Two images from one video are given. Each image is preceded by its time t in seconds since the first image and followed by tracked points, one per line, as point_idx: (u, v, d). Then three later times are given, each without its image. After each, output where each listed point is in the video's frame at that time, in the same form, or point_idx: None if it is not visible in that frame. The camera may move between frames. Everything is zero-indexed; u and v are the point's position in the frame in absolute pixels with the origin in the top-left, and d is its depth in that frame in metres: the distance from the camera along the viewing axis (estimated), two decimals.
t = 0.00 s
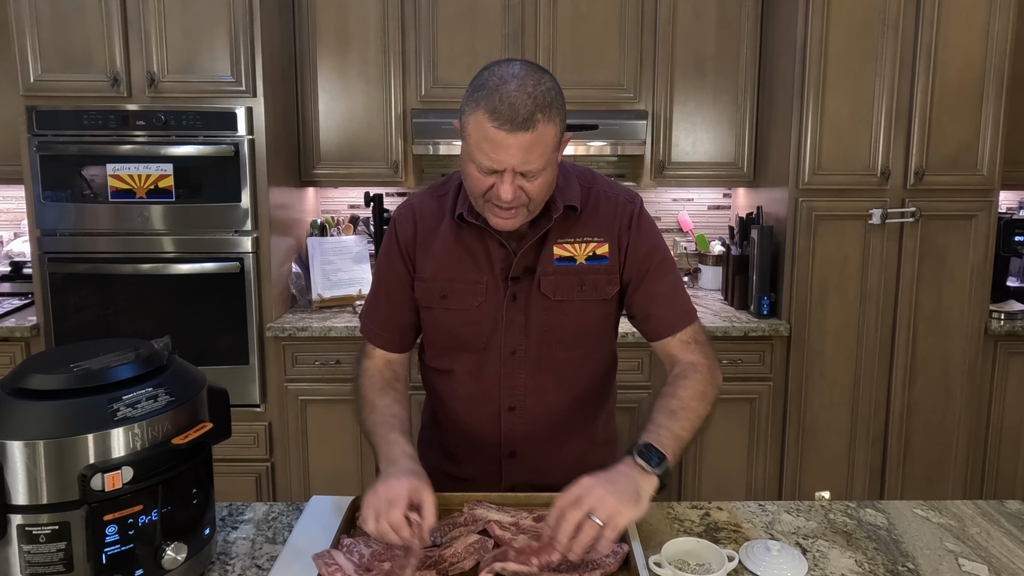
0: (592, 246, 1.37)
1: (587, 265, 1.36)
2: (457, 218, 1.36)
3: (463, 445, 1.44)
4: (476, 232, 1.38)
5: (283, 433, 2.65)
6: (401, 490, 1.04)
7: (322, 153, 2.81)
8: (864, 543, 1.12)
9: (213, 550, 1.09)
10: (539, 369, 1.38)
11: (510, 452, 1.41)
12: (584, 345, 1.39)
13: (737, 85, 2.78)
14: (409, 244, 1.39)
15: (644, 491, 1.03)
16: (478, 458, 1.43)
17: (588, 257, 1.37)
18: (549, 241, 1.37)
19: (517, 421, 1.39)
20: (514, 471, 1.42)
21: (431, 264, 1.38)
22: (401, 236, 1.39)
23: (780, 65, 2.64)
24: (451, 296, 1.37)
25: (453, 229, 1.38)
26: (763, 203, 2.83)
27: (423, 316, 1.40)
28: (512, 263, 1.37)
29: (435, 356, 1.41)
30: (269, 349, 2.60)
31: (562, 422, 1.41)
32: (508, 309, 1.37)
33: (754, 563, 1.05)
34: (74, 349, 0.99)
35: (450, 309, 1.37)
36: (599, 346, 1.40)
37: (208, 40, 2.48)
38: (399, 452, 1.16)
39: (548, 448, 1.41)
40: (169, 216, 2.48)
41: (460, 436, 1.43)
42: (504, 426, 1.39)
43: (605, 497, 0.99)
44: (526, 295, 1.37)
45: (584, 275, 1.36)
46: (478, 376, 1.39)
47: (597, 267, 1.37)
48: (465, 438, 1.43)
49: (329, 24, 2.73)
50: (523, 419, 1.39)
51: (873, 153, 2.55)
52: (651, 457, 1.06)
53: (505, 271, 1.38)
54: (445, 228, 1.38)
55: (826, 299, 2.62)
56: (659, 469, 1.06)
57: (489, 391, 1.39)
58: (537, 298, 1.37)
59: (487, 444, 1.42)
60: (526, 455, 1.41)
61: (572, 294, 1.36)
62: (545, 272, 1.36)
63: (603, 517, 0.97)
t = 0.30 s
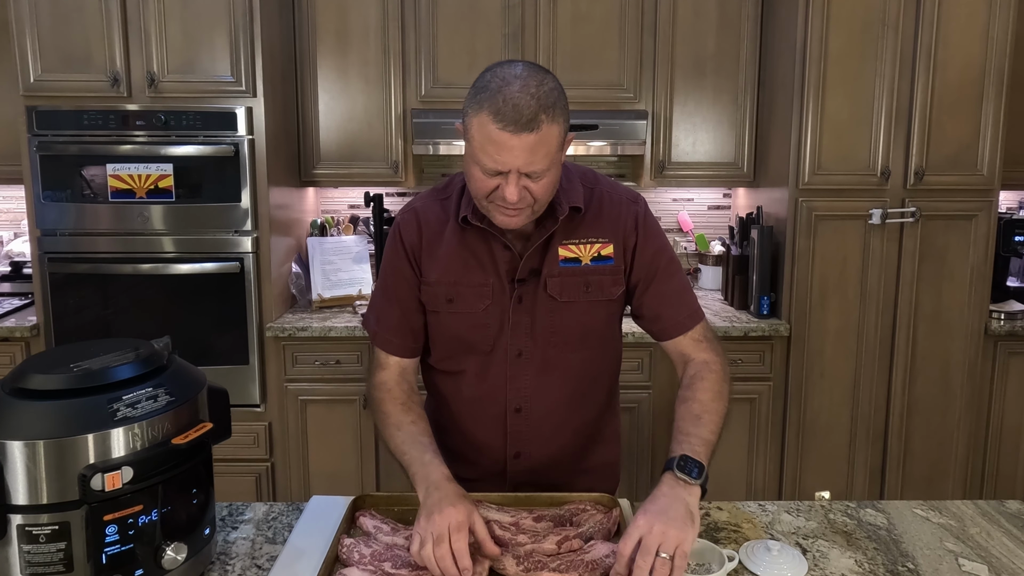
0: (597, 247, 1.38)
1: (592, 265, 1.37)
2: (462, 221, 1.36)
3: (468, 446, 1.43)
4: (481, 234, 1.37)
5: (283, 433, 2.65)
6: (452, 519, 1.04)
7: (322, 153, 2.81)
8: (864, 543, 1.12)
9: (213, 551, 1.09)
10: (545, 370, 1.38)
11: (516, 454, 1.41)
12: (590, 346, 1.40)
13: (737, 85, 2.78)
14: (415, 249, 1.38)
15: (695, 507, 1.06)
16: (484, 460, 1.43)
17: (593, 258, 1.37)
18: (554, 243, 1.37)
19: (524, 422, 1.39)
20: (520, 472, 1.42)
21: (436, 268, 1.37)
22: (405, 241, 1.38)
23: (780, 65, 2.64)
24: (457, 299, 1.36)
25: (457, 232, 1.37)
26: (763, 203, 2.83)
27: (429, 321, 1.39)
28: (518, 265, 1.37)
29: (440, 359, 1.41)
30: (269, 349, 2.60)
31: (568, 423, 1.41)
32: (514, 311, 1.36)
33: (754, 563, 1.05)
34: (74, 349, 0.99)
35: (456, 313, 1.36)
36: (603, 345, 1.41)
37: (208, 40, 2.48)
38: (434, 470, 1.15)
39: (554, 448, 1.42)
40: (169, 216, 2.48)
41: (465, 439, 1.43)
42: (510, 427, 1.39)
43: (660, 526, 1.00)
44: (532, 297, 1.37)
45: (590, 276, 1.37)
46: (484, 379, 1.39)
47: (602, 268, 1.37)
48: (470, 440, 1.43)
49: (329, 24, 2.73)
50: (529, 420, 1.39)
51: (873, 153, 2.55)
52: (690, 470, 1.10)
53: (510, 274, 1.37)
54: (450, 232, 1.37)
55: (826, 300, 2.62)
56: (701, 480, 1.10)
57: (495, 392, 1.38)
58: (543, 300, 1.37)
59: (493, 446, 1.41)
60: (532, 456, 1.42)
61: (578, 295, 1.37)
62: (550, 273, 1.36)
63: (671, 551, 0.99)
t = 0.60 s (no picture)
0: (599, 246, 1.37)
1: (594, 265, 1.36)
2: (465, 219, 1.36)
3: (469, 444, 1.43)
4: (484, 232, 1.38)
5: (283, 433, 2.65)
6: (389, 536, 1.03)
7: (322, 153, 2.81)
8: (864, 543, 1.12)
9: (213, 550, 1.09)
10: (547, 369, 1.38)
11: (516, 453, 1.41)
12: (592, 346, 1.40)
13: (737, 85, 2.78)
14: (417, 245, 1.39)
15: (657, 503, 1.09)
16: (484, 459, 1.43)
17: (595, 257, 1.37)
18: (556, 241, 1.37)
19: (524, 422, 1.39)
20: (519, 471, 1.42)
21: (438, 265, 1.38)
22: (408, 237, 1.39)
23: (780, 65, 2.64)
24: (458, 296, 1.37)
25: (460, 229, 1.38)
26: (763, 203, 2.83)
27: (430, 317, 1.40)
28: (519, 263, 1.37)
29: (442, 356, 1.41)
30: (269, 349, 2.60)
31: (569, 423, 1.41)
32: (515, 310, 1.36)
33: (754, 563, 1.05)
34: (74, 349, 0.99)
35: (457, 310, 1.37)
36: (603, 345, 1.41)
37: (208, 40, 2.48)
38: (386, 478, 1.15)
39: (554, 447, 1.42)
40: (169, 216, 2.48)
41: (465, 437, 1.43)
42: (511, 426, 1.39)
43: (626, 526, 1.02)
44: (533, 296, 1.37)
45: (592, 276, 1.36)
46: (485, 377, 1.39)
47: (604, 268, 1.37)
48: (471, 438, 1.42)
49: (329, 24, 2.73)
50: (530, 420, 1.39)
51: (873, 153, 2.55)
52: (652, 468, 1.12)
53: (512, 271, 1.38)
54: (452, 229, 1.38)
55: (826, 299, 2.62)
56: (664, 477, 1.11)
57: (496, 391, 1.38)
58: (545, 299, 1.37)
59: (493, 444, 1.41)
60: (532, 455, 1.41)
61: (580, 294, 1.36)
62: (552, 272, 1.36)
63: (642, 547, 1.00)
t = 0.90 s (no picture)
0: (597, 243, 1.37)
1: (591, 262, 1.36)
2: (462, 215, 1.37)
3: (466, 442, 1.43)
4: (481, 228, 1.38)
5: (283, 433, 2.65)
6: (378, 533, 1.03)
7: (322, 153, 2.81)
8: (864, 543, 1.12)
9: (213, 551, 1.09)
10: (544, 367, 1.38)
11: (514, 450, 1.41)
12: (589, 343, 1.39)
13: (737, 85, 2.78)
14: (415, 243, 1.39)
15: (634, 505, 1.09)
16: (481, 457, 1.43)
17: (593, 254, 1.37)
18: (553, 237, 1.38)
19: (521, 419, 1.39)
20: (517, 469, 1.42)
21: (435, 261, 1.38)
22: (406, 235, 1.39)
23: (780, 65, 2.64)
24: (455, 293, 1.37)
25: (458, 226, 1.38)
26: (763, 203, 2.83)
27: (428, 314, 1.40)
28: (516, 259, 1.37)
29: (439, 354, 1.41)
30: (268, 349, 2.60)
31: (566, 421, 1.40)
32: (512, 306, 1.37)
33: (754, 563, 1.05)
34: (74, 349, 0.99)
35: (454, 307, 1.37)
36: (601, 343, 1.40)
37: (208, 40, 2.48)
38: (382, 477, 1.15)
39: (551, 445, 1.42)
40: (169, 216, 2.48)
41: (463, 435, 1.43)
42: (508, 424, 1.39)
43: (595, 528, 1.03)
44: (530, 292, 1.37)
45: (589, 272, 1.36)
46: (482, 374, 1.39)
47: (601, 265, 1.37)
48: (469, 437, 1.42)
49: (329, 24, 2.73)
50: (527, 417, 1.39)
51: (873, 153, 2.55)
52: (631, 469, 1.12)
53: (509, 268, 1.38)
54: (450, 226, 1.38)
55: (826, 299, 2.62)
56: (642, 480, 1.11)
57: (493, 388, 1.39)
58: (542, 295, 1.37)
59: (490, 443, 1.41)
60: (530, 453, 1.41)
61: (577, 291, 1.36)
62: (549, 269, 1.36)
63: (611, 549, 1.01)
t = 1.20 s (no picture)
0: (594, 238, 1.38)
1: (588, 256, 1.37)
2: (458, 209, 1.38)
3: (464, 439, 1.42)
4: (478, 222, 1.38)
5: (283, 433, 2.65)
6: (365, 511, 1.08)
7: (322, 153, 2.81)
8: (864, 543, 1.12)
9: (213, 551, 1.09)
10: (540, 361, 1.38)
11: (511, 446, 1.40)
12: (586, 338, 1.39)
13: (737, 85, 2.78)
14: (412, 238, 1.40)
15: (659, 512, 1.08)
16: (478, 454, 1.42)
17: (590, 248, 1.37)
18: (549, 231, 1.38)
19: (518, 414, 1.39)
20: (514, 466, 1.41)
21: (432, 256, 1.38)
22: (403, 231, 1.40)
23: (780, 65, 2.64)
24: (451, 287, 1.37)
25: (454, 221, 1.39)
26: (763, 203, 2.83)
27: (424, 309, 1.40)
28: (512, 253, 1.38)
29: (436, 349, 1.41)
30: (269, 349, 2.60)
31: (564, 416, 1.40)
32: (508, 300, 1.37)
33: (754, 563, 1.05)
34: (73, 349, 0.99)
35: (450, 301, 1.37)
36: (598, 338, 1.40)
37: (208, 40, 2.48)
38: (382, 476, 1.15)
39: (549, 441, 1.41)
40: (169, 216, 2.48)
41: (460, 431, 1.42)
42: (505, 419, 1.39)
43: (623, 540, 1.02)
44: (527, 286, 1.37)
45: (586, 266, 1.37)
46: (478, 369, 1.39)
47: (598, 259, 1.37)
48: (466, 433, 1.42)
49: (329, 24, 2.73)
50: (524, 412, 1.39)
51: (873, 153, 2.55)
52: (650, 475, 1.12)
53: (505, 261, 1.38)
54: (446, 220, 1.39)
55: (826, 299, 2.62)
56: (663, 485, 1.11)
57: (490, 382, 1.38)
58: (539, 289, 1.37)
59: (488, 439, 1.41)
60: (527, 450, 1.41)
61: (574, 285, 1.37)
62: (546, 263, 1.37)
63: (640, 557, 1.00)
